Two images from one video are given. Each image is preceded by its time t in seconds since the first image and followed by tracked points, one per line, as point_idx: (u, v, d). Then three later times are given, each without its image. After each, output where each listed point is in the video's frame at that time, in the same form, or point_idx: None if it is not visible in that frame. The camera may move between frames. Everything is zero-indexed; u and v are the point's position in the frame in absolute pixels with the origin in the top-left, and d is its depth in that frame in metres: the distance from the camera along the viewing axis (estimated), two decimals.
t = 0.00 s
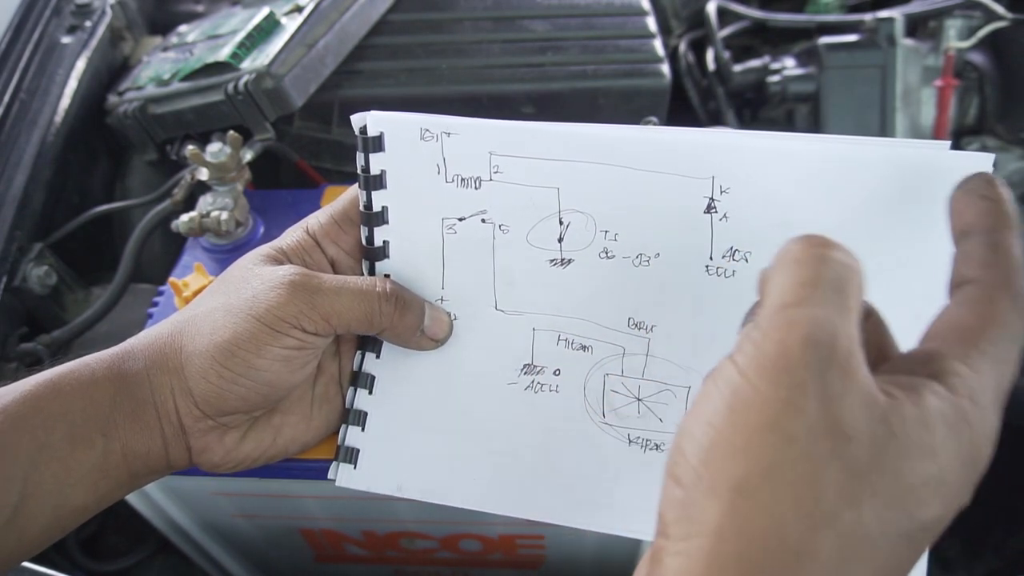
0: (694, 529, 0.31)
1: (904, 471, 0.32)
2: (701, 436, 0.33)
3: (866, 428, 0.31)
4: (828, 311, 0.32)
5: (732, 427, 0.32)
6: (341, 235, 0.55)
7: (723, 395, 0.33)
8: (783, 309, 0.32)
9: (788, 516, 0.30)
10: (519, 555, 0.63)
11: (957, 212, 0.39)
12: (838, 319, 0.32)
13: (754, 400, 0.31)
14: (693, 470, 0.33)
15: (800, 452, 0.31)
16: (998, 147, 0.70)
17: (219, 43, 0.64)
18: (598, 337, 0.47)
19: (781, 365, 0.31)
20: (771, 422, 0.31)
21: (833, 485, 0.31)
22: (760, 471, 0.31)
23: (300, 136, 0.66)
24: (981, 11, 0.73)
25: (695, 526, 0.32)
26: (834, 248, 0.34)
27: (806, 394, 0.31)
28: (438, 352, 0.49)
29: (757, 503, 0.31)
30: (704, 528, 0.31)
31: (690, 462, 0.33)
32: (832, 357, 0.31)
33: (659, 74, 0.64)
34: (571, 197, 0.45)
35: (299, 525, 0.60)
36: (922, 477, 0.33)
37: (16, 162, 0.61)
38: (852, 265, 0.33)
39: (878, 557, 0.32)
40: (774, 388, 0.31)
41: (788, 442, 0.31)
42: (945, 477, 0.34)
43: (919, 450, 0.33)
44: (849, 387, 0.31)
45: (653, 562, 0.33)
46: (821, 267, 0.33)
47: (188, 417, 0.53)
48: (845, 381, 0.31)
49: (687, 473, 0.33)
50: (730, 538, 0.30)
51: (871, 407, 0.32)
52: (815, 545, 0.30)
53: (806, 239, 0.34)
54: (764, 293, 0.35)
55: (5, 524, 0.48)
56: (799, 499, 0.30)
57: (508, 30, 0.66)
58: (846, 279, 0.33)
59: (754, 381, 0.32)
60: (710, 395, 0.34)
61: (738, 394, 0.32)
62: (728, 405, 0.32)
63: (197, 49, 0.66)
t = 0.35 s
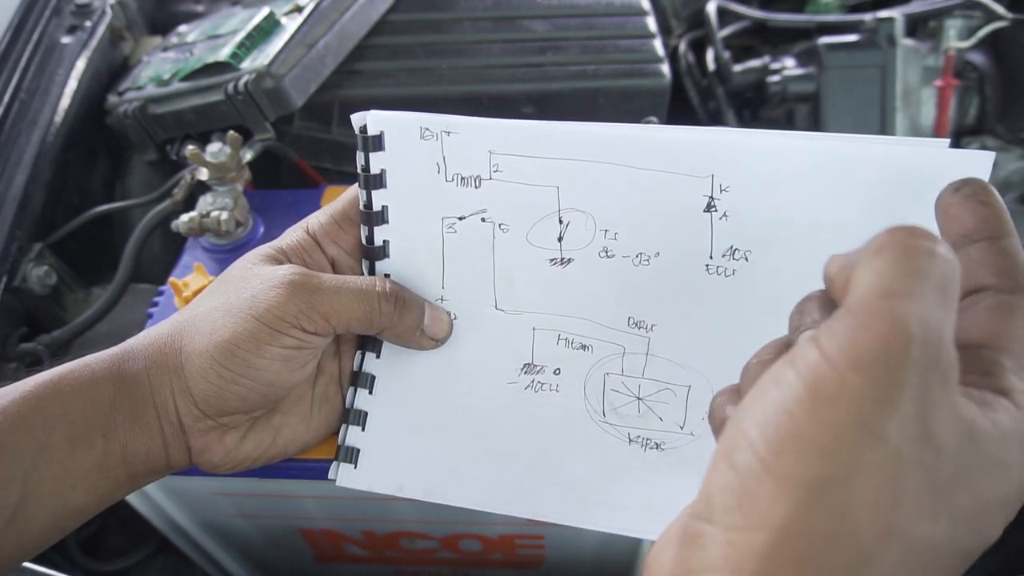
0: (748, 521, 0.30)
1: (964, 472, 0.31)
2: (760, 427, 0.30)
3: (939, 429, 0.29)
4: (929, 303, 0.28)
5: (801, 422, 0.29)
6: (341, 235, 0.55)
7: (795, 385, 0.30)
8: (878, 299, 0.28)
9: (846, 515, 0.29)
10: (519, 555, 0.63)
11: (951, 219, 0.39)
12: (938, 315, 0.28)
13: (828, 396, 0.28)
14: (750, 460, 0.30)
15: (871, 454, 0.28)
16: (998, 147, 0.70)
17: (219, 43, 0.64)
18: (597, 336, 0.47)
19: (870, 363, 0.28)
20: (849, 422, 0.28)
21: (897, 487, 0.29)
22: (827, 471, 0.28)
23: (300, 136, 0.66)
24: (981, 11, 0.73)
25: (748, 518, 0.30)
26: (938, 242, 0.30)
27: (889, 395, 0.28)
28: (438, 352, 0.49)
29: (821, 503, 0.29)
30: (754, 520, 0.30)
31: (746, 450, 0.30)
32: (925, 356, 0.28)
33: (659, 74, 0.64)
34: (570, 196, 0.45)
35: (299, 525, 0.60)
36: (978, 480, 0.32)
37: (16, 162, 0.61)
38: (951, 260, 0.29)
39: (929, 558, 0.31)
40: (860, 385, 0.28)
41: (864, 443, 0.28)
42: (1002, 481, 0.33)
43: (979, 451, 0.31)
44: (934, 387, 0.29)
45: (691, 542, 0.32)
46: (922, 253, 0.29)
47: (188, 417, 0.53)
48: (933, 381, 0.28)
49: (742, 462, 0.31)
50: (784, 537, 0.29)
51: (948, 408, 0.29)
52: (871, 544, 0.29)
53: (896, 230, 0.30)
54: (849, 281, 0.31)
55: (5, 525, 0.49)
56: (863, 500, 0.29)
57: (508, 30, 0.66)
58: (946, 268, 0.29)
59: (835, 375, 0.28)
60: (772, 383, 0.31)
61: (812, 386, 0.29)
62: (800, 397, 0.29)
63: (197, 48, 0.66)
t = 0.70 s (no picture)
0: (730, 505, 0.32)
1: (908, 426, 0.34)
2: (724, 408, 0.34)
3: (880, 388, 0.33)
4: (848, 287, 0.32)
5: (758, 397, 0.32)
6: (342, 236, 0.55)
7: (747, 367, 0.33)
8: (803, 285, 0.32)
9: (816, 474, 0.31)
10: (519, 555, 0.63)
11: (889, 217, 0.41)
12: (857, 295, 0.32)
13: (778, 372, 0.32)
14: (721, 440, 0.33)
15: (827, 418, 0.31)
16: (998, 147, 0.70)
17: (219, 43, 0.64)
18: (599, 334, 0.47)
19: (809, 338, 0.31)
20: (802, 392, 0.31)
21: (852, 447, 0.32)
22: (789, 438, 0.31)
23: (300, 136, 0.66)
24: (981, 11, 0.73)
25: (732, 490, 0.32)
26: (843, 234, 0.34)
27: (832, 366, 0.31)
28: (439, 352, 0.49)
29: (790, 468, 0.31)
30: (734, 490, 0.32)
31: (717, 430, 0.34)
32: (854, 332, 0.32)
33: (659, 74, 0.64)
34: (570, 197, 0.45)
35: (298, 525, 0.60)
36: (920, 433, 0.35)
37: (17, 162, 0.61)
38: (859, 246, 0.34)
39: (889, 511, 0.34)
40: (803, 361, 0.31)
41: (818, 409, 0.31)
42: (942, 434, 0.36)
43: (918, 403, 0.35)
44: (868, 354, 0.32)
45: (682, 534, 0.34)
46: (842, 245, 0.33)
47: (188, 417, 0.53)
48: (864, 350, 0.32)
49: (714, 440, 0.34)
50: (765, 501, 0.31)
51: (883, 370, 0.33)
52: (839, 500, 0.32)
53: (819, 227, 0.34)
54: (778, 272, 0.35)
55: (6, 523, 0.49)
56: (828, 461, 0.31)
57: (508, 30, 0.66)
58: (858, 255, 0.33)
59: (779, 355, 0.32)
60: (728, 370, 0.35)
61: (764, 367, 0.32)
62: (755, 376, 0.33)
63: (197, 48, 0.66)
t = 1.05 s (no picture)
0: (717, 550, 0.32)
1: (876, 453, 0.34)
2: (697, 454, 0.33)
3: (846, 424, 0.33)
4: (806, 328, 0.32)
5: (732, 443, 0.32)
6: (343, 235, 0.55)
7: (719, 412, 0.33)
8: (764, 330, 0.32)
9: (794, 514, 0.32)
10: (519, 555, 0.63)
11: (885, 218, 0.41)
12: (815, 336, 0.32)
13: (748, 418, 0.32)
14: (700, 486, 0.33)
15: (800, 459, 0.32)
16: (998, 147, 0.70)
17: (219, 43, 0.64)
18: (600, 333, 0.47)
19: (772, 383, 0.31)
20: (774, 436, 0.31)
21: (826, 485, 0.32)
22: (767, 480, 0.31)
23: (300, 136, 0.66)
24: (980, 11, 0.73)
25: (720, 535, 0.32)
26: (796, 269, 0.33)
27: (799, 407, 0.31)
28: (439, 353, 0.49)
29: (769, 515, 0.32)
30: (719, 536, 0.32)
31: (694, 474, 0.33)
32: (814, 375, 0.32)
33: (659, 74, 0.64)
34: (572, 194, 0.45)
35: (299, 525, 0.60)
36: (889, 460, 0.35)
37: (17, 162, 0.62)
38: (813, 283, 0.33)
39: (863, 539, 0.35)
40: (769, 408, 0.31)
41: (789, 455, 0.31)
42: (907, 456, 0.36)
43: (883, 429, 0.35)
44: (831, 394, 0.32)
45: None
46: (800, 280, 0.33)
47: (188, 414, 0.53)
48: (827, 390, 0.32)
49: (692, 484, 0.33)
50: (753, 549, 0.31)
51: (847, 405, 0.33)
52: (818, 539, 0.32)
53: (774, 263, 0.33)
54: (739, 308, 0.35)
55: (5, 517, 0.49)
56: (804, 503, 0.32)
57: (508, 30, 0.66)
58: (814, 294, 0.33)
59: (747, 401, 0.32)
60: (699, 414, 0.34)
61: (735, 412, 0.32)
62: (727, 422, 0.32)
63: (197, 48, 0.66)
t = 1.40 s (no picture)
0: (717, 553, 0.30)
1: (935, 494, 0.30)
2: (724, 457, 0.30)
3: (909, 460, 0.29)
4: (898, 342, 0.27)
5: (768, 457, 0.28)
6: (343, 236, 0.55)
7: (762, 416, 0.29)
8: (845, 334, 0.27)
9: (808, 543, 0.29)
10: (519, 555, 0.63)
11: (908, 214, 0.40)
12: (904, 354, 0.27)
13: (794, 432, 0.28)
14: (717, 491, 0.30)
15: (838, 489, 0.28)
16: (998, 147, 0.70)
17: (219, 43, 0.64)
18: (600, 335, 0.47)
19: (834, 401, 0.27)
20: (817, 459, 0.28)
21: (860, 520, 0.29)
22: (793, 502, 0.28)
23: (300, 136, 0.66)
24: (981, 11, 0.73)
25: (718, 546, 0.30)
26: (911, 267, 0.28)
27: (855, 434, 0.27)
28: (438, 354, 0.49)
29: (785, 532, 0.29)
30: (719, 547, 0.30)
31: (713, 477, 0.30)
32: (885, 398, 0.27)
33: (659, 74, 0.64)
34: (573, 197, 0.45)
35: (298, 525, 0.60)
36: (946, 507, 0.31)
37: (16, 162, 0.61)
38: (927, 288, 0.28)
39: None
40: (822, 427, 0.27)
41: (826, 481, 0.28)
42: (973, 509, 0.32)
43: (954, 471, 0.31)
44: (902, 423, 0.28)
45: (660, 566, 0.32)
46: (905, 286, 0.27)
47: (188, 418, 0.53)
48: (898, 418, 0.28)
49: (710, 487, 0.30)
50: (755, 559, 0.29)
51: (917, 438, 0.29)
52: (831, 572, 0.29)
53: (873, 254, 0.28)
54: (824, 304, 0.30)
55: (7, 521, 0.49)
56: (824, 534, 0.29)
57: (508, 29, 0.66)
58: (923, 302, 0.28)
59: (800, 414, 0.28)
60: (740, 413, 0.30)
61: (781, 422, 0.28)
62: (768, 432, 0.29)
63: (197, 48, 0.66)
